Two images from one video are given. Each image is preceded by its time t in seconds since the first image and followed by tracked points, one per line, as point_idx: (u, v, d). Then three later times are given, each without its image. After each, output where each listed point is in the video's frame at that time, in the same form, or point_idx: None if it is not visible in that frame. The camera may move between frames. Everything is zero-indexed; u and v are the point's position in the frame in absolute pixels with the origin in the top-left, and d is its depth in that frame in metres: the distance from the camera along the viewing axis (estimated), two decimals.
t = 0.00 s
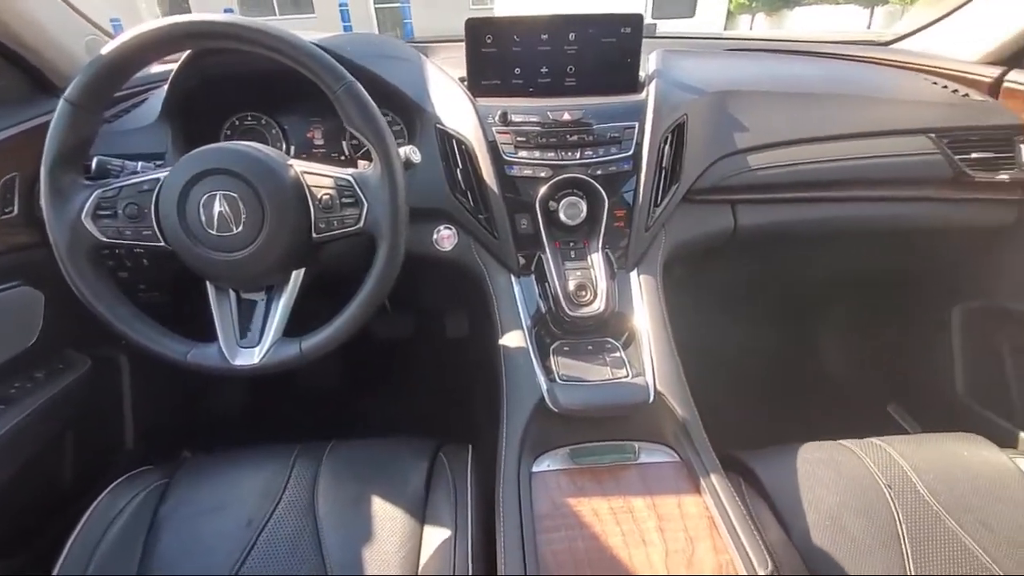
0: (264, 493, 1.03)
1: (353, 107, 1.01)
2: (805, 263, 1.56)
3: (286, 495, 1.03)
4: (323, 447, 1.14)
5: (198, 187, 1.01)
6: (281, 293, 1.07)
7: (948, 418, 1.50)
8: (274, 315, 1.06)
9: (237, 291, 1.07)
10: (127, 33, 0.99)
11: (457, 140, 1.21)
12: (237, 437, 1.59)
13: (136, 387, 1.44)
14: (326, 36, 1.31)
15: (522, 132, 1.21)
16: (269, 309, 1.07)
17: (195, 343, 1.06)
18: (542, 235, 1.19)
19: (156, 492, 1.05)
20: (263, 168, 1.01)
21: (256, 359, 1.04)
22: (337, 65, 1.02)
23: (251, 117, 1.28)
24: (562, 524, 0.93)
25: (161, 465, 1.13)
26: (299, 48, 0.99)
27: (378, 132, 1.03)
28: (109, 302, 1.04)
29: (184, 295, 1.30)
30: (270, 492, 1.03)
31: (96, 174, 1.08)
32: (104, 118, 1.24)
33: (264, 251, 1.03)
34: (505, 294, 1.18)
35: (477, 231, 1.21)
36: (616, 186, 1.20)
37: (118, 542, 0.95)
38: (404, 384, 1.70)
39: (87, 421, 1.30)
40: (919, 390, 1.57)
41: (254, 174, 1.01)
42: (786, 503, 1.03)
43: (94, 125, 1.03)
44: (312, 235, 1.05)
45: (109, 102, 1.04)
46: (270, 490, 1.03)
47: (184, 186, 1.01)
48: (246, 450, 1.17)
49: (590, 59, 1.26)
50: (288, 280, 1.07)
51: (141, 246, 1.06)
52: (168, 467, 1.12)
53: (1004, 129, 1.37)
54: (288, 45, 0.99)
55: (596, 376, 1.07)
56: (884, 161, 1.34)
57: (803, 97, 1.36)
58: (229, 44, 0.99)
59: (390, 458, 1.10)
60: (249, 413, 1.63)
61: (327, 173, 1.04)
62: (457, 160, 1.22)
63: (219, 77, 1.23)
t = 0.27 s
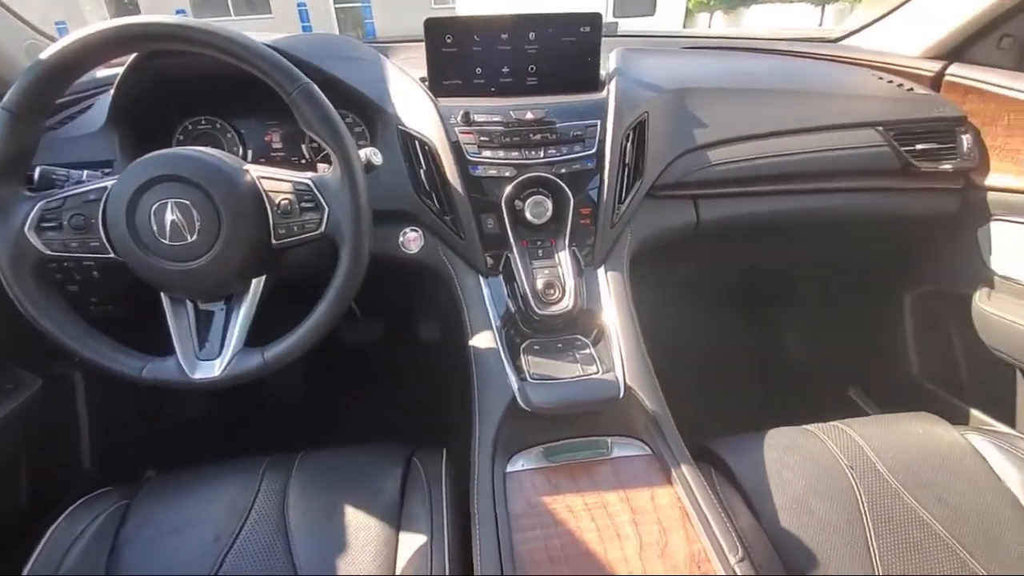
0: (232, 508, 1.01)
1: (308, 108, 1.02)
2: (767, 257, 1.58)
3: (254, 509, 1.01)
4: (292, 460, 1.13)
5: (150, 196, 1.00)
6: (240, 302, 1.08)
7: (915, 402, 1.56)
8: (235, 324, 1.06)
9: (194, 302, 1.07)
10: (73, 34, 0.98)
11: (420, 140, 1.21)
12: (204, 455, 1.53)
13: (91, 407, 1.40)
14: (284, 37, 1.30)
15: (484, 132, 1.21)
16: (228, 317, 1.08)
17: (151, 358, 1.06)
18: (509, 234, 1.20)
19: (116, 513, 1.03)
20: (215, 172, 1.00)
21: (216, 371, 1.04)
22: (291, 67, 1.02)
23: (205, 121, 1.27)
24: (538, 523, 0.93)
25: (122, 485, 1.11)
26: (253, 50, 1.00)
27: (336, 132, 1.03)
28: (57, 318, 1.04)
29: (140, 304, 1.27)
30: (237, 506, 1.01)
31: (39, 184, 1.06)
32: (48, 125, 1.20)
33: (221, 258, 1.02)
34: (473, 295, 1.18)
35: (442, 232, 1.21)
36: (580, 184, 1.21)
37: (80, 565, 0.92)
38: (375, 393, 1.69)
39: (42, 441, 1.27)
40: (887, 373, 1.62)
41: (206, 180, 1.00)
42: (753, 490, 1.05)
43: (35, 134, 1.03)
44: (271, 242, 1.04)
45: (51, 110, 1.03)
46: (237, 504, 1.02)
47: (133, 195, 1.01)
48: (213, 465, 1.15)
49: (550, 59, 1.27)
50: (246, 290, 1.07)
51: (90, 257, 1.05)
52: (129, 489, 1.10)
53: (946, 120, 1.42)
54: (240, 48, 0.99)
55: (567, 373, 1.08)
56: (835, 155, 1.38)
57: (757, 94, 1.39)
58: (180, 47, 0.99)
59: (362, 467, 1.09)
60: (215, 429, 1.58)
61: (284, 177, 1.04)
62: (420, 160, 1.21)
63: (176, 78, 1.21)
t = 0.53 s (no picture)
0: (194, 530, 0.99)
1: (255, 109, 1.00)
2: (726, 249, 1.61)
3: (219, 529, 0.99)
4: (256, 475, 1.11)
5: (86, 207, 0.98)
6: (191, 315, 1.06)
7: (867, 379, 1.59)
8: (186, 338, 1.05)
9: (141, 317, 1.05)
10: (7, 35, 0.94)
11: (377, 141, 1.21)
12: (161, 476, 1.46)
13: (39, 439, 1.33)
14: (234, 39, 1.28)
15: (442, 131, 1.20)
16: (177, 331, 1.06)
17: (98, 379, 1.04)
18: (472, 235, 1.19)
19: (69, 544, 0.99)
20: (155, 179, 0.99)
21: (168, 390, 1.02)
22: (234, 68, 1.00)
23: (147, 126, 1.24)
24: (514, 525, 0.93)
25: (75, 514, 1.07)
26: (194, 52, 0.97)
27: (286, 133, 1.01)
28: None
29: (84, 323, 1.25)
30: (200, 527, 0.99)
31: None
32: None
33: (167, 269, 1.01)
34: (438, 296, 1.18)
35: (404, 235, 1.21)
36: (542, 182, 1.21)
37: None
38: (338, 395, 1.69)
39: None
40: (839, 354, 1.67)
41: (147, 188, 0.98)
42: (722, 478, 1.07)
43: None
44: (222, 251, 1.04)
45: None
46: (200, 526, 0.99)
47: (70, 207, 0.99)
48: (174, 486, 1.12)
49: (506, 56, 1.27)
50: (196, 303, 1.06)
51: (28, 274, 1.04)
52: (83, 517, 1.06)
53: (885, 111, 1.47)
54: (180, 49, 0.96)
55: (538, 372, 1.08)
56: (784, 146, 1.41)
57: (708, 88, 1.42)
58: (119, 49, 0.96)
59: (332, 478, 1.07)
60: (172, 445, 1.52)
61: (234, 183, 1.04)
62: (378, 161, 1.21)
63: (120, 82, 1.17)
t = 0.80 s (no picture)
0: (169, 543, 0.97)
1: (217, 108, 0.98)
2: (696, 241, 1.63)
3: (192, 543, 0.97)
4: (232, 483, 1.09)
5: (43, 213, 0.96)
6: (155, 324, 1.05)
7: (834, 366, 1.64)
8: (152, 347, 1.04)
9: (104, 327, 1.04)
10: None
11: (346, 141, 1.20)
12: (133, 492, 1.42)
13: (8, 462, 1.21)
14: (201, 37, 1.27)
15: (413, 130, 1.20)
16: (141, 340, 1.05)
17: (59, 393, 1.01)
18: (447, 234, 1.19)
19: (35, 564, 0.96)
20: (114, 183, 0.97)
21: (135, 402, 1.00)
22: (195, 68, 0.98)
23: (104, 129, 1.21)
24: (497, 522, 0.93)
25: (41, 534, 1.05)
26: (156, 52, 0.95)
27: (252, 134, 1.00)
28: None
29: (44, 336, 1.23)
30: (175, 540, 0.97)
31: None
32: None
33: (131, 276, 0.99)
34: (414, 296, 1.17)
35: (377, 235, 1.21)
36: (515, 180, 1.22)
37: None
38: (316, 402, 1.68)
39: None
40: (806, 342, 1.71)
41: (106, 193, 0.97)
42: (701, 467, 1.09)
43: None
44: (187, 256, 1.03)
45: None
46: (175, 538, 0.97)
47: (26, 214, 0.97)
48: (146, 499, 1.10)
49: (475, 54, 1.27)
50: (160, 311, 1.05)
51: None
52: (51, 535, 1.04)
53: (846, 104, 1.50)
54: (140, 49, 0.95)
55: (516, 369, 1.08)
56: (748, 140, 1.44)
57: (674, 84, 1.44)
58: (79, 50, 0.94)
59: (311, 483, 1.06)
60: (143, 460, 1.47)
61: (198, 187, 1.03)
62: (348, 161, 1.20)
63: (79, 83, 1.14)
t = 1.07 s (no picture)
0: (151, 560, 0.95)
1: (181, 114, 0.96)
2: (674, 235, 1.63)
3: (175, 560, 0.95)
4: (215, 496, 1.07)
5: (8, 228, 0.96)
6: (127, 338, 1.03)
7: (813, 351, 1.65)
8: (124, 362, 1.02)
9: (74, 343, 1.02)
10: None
11: (318, 144, 1.19)
12: (114, 509, 1.38)
13: None
14: (171, 42, 1.25)
15: (387, 131, 1.19)
16: (114, 356, 1.02)
17: (30, 412, 0.99)
18: (425, 235, 1.18)
19: None
20: (79, 196, 0.96)
21: (109, 419, 0.98)
22: (156, 74, 0.96)
23: (69, 139, 1.18)
24: (485, 523, 0.93)
25: (19, 556, 1.03)
26: (117, 60, 0.94)
27: (219, 141, 0.98)
28: None
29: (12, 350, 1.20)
30: (157, 558, 0.95)
31: None
32: None
33: (99, 290, 0.98)
34: (394, 299, 1.16)
35: (354, 238, 1.19)
36: (492, 179, 1.21)
37: None
38: (300, 407, 1.66)
39: None
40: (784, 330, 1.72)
41: (70, 206, 0.96)
42: (688, 459, 1.09)
43: None
44: (158, 266, 1.02)
45: None
46: (157, 556, 0.96)
47: None
48: (127, 517, 1.08)
49: (447, 53, 1.26)
50: (131, 325, 1.03)
51: None
52: (29, 557, 1.01)
53: (817, 94, 1.51)
54: (100, 57, 0.93)
55: (500, 368, 1.08)
56: (722, 132, 1.44)
57: (646, 79, 1.45)
58: (37, 61, 0.93)
59: (296, 491, 1.05)
60: (123, 478, 1.44)
61: (166, 196, 1.01)
62: (322, 165, 1.19)
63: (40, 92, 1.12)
